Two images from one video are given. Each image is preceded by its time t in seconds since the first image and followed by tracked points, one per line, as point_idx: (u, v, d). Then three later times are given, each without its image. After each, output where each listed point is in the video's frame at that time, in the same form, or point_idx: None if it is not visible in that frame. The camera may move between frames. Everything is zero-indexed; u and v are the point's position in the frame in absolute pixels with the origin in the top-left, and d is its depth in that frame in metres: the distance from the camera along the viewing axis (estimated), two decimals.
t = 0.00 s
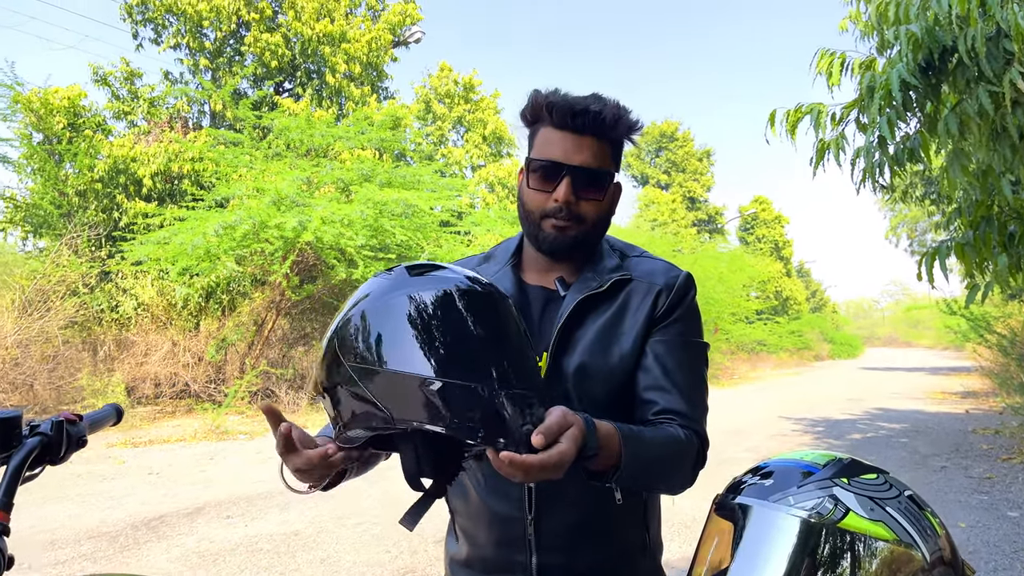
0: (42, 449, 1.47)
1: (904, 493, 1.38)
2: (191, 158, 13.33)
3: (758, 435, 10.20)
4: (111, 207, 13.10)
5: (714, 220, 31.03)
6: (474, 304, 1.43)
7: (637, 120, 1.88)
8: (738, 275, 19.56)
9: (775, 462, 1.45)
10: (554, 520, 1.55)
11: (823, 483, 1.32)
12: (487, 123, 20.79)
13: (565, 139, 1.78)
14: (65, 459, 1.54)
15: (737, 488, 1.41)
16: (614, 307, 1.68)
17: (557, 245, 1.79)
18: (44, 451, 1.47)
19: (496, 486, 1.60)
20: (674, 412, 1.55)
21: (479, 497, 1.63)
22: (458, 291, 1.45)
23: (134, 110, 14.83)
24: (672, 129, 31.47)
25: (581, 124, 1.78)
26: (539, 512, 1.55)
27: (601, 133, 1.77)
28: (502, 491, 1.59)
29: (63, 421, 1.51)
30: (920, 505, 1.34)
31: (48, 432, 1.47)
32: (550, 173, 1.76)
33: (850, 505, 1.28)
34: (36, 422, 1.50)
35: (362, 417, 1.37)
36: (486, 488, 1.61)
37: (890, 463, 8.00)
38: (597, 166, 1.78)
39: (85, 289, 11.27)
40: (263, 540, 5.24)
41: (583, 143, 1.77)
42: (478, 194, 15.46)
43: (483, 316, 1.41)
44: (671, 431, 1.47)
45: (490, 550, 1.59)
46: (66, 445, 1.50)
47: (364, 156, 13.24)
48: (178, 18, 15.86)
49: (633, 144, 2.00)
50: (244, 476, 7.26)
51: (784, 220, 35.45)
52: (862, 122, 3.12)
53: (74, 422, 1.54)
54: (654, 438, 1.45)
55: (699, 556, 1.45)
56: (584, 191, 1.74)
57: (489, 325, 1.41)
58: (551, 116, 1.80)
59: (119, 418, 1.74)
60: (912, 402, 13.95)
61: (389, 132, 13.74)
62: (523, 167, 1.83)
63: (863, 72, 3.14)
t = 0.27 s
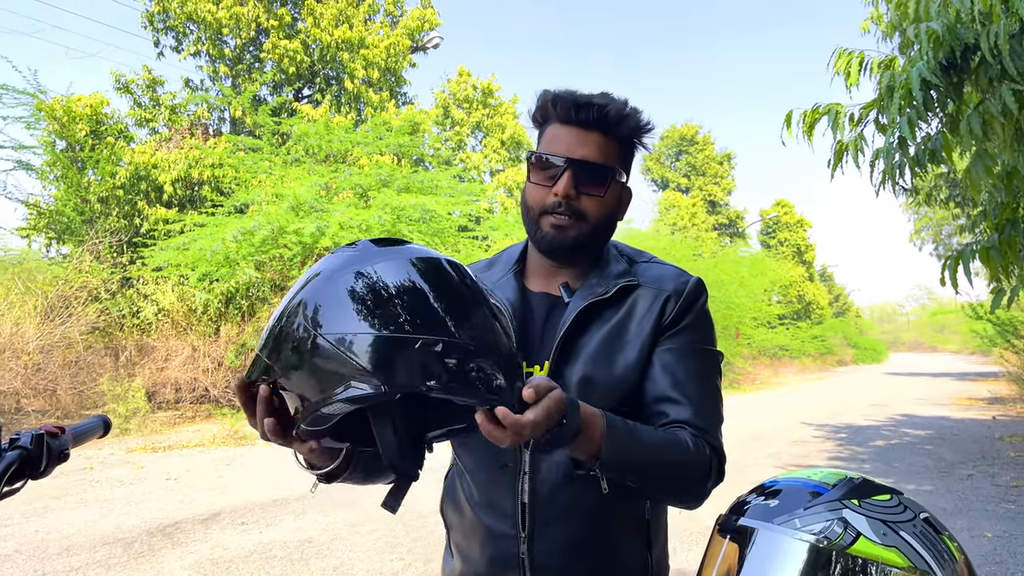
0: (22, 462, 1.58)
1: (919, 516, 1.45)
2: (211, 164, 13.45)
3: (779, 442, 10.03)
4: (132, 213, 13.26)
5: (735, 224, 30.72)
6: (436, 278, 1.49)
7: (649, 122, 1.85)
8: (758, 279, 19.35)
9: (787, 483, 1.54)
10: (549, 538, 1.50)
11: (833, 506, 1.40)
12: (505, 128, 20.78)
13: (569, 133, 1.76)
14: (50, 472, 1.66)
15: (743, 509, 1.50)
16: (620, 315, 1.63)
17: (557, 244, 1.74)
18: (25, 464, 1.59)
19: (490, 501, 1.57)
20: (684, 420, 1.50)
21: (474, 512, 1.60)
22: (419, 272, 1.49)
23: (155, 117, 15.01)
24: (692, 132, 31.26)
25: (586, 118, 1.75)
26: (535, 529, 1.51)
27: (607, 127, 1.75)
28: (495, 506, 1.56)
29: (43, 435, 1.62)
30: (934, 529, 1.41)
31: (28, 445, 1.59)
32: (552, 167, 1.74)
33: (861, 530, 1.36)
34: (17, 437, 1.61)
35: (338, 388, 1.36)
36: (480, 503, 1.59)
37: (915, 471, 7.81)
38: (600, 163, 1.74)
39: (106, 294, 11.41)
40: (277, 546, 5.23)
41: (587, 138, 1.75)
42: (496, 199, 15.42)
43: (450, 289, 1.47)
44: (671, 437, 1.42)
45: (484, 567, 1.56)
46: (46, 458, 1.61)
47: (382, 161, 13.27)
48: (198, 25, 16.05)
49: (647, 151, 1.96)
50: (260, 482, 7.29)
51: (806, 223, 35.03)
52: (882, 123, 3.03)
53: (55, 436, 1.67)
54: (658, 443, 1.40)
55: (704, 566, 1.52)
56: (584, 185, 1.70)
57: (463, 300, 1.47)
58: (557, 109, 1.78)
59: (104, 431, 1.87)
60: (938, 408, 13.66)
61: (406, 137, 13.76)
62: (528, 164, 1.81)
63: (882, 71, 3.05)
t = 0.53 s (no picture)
0: (13, 467, 1.65)
1: (937, 531, 1.41)
2: (228, 168, 13.59)
3: (797, 447, 9.90)
4: (150, 216, 13.43)
5: (752, 227, 30.49)
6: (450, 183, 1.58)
7: (662, 127, 1.84)
8: (776, 283, 19.18)
9: (797, 493, 1.52)
10: (548, 545, 1.47)
11: (845, 518, 1.37)
12: (521, 131, 20.81)
13: (581, 129, 1.77)
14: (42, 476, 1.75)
15: (750, 521, 1.48)
16: (624, 313, 1.61)
17: (559, 242, 1.69)
18: (16, 469, 1.66)
19: (489, 502, 1.55)
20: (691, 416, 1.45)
21: (472, 515, 1.58)
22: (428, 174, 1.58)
23: (174, 122, 15.18)
24: (709, 135, 31.14)
25: (600, 114, 1.77)
26: (534, 533, 1.48)
27: (619, 124, 1.75)
28: (494, 509, 1.54)
29: (34, 439, 1.70)
30: (951, 545, 1.36)
31: (19, 450, 1.66)
32: (560, 160, 1.73)
33: (872, 544, 1.32)
34: (9, 442, 1.69)
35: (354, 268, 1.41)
36: (479, 506, 1.57)
37: (935, 477, 7.68)
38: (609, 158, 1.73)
39: (124, 297, 11.55)
40: (289, 550, 5.22)
41: (599, 133, 1.75)
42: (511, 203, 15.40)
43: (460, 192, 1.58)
44: (677, 436, 1.38)
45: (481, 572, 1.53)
46: (36, 463, 1.69)
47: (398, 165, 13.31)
48: (217, 30, 16.22)
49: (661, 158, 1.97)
50: (274, 484, 7.30)
51: (824, 227, 34.72)
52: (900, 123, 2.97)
53: (47, 440, 1.76)
54: (658, 423, 1.37)
55: None
56: (593, 183, 1.68)
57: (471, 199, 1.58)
58: (571, 104, 1.81)
59: (100, 435, 1.95)
60: (958, 414, 13.43)
61: (422, 141, 13.80)
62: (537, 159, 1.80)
63: (900, 70, 2.99)
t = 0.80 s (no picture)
0: (13, 470, 1.65)
1: (955, 545, 1.50)
2: (240, 169, 13.66)
3: (809, 452, 9.82)
4: (162, 217, 13.53)
5: (764, 230, 30.31)
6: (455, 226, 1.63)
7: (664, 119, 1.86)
8: (787, 286, 19.06)
9: (807, 506, 1.62)
10: (552, 563, 1.45)
11: (862, 534, 1.47)
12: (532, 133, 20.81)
13: (594, 125, 1.74)
14: (43, 479, 1.74)
15: (763, 534, 1.58)
16: (635, 326, 1.58)
17: (587, 243, 1.69)
18: (15, 472, 1.66)
19: (493, 518, 1.54)
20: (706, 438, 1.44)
21: (477, 531, 1.57)
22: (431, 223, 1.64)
23: (187, 123, 15.26)
24: (721, 138, 31.04)
25: (611, 108, 1.74)
26: (539, 552, 1.47)
27: (631, 118, 1.74)
28: (498, 524, 1.53)
29: (34, 443, 1.70)
30: (969, 559, 1.46)
31: (19, 453, 1.66)
32: (582, 159, 1.71)
33: (890, 560, 1.42)
34: (9, 445, 1.69)
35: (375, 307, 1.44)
36: (483, 521, 1.56)
37: (948, 484, 7.58)
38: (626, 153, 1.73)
39: (136, 297, 11.64)
40: (297, 552, 5.22)
41: (612, 129, 1.73)
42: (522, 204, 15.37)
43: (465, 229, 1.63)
44: (690, 457, 1.38)
45: None
46: (37, 466, 1.68)
47: (410, 166, 13.32)
48: (230, 31, 16.29)
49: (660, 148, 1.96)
50: (283, 485, 7.31)
51: (837, 230, 34.48)
52: (916, 126, 2.93)
53: (48, 443, 1.75)
54: (670, 446, 1.38)
55: None
56: (618, 180, 1.67)
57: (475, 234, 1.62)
58: (578, 100, 1.77)
59: (103, 438, 1.94)
60: (972, 420, 13.28)
61: (433, 142, 13.80)
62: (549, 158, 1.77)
63: (916, 72, 2.95)
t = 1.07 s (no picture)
0: (11, 469, 1.65)
1: (972, 555, 1.57)
2: (246, 166, 13.70)
3: (814, 455, 9.78)
4: (168, 214, 13.50)
5: (770, 232, 30.21)
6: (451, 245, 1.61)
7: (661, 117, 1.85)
8: (793, 288, 19.00)
9: (820, 515, 1.72)
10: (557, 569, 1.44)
11: (875, 544, 1.56)
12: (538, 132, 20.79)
13: (590, 124, 1.73)
14: (41, 479, 1.74)
15: (774, 543, 1.69)
16: (640, 329, 1.56)
17: (586, 241, 1.68)
18: (13, 471, 1.65)
19: (497, 524, 1.53)
20: (713, 443, 1.43)
21: (481, 537, 1.56)
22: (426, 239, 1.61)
23: (193, 120, 15.28)
24: (728, 139, 30.98)
25: (605, 107, 1.74)
26: (542, 559, 1.45)
27: (627, 116, 1.73)
28: (502, 530, 1.51)
29: (33, 442, 1.69)
30: (984, 569, 1.53)
31: (17, 452, 1.66)
32: (577, 157, 1.69)
33: (901, 569, 1.51)
34: (7, 444, 1.68)
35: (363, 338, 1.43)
36: (487, 526, 1.55)
37: (954, 489, 7.54)
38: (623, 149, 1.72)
39: (141, 294, 11.66)
40: (300, 550, 5.21)
41: (608, 127, 1.73)
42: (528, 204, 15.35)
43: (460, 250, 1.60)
44: (697, 470, 1.37)
45: None
46: (35, 465, 1.68)
47: (415, 165, 13.31)
48: (237, 29, 16.31)
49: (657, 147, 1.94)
50: (287, 484, 7.30)
51: (843, 233, 34.36)
52: (925, 128, 2.90)
53: (47, 442, 1.74)
54: (675, 460, 1.36)
55: None
56: (615, 177, 1.66)
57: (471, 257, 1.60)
58: (572, 100, 1.77)
59: (104, 437, 1.94)
60: (978, 424, 13.20)
61: (439, 141, 13.78)
62: (544, 158, 1.76)
63: (926, 74, 2.92)
